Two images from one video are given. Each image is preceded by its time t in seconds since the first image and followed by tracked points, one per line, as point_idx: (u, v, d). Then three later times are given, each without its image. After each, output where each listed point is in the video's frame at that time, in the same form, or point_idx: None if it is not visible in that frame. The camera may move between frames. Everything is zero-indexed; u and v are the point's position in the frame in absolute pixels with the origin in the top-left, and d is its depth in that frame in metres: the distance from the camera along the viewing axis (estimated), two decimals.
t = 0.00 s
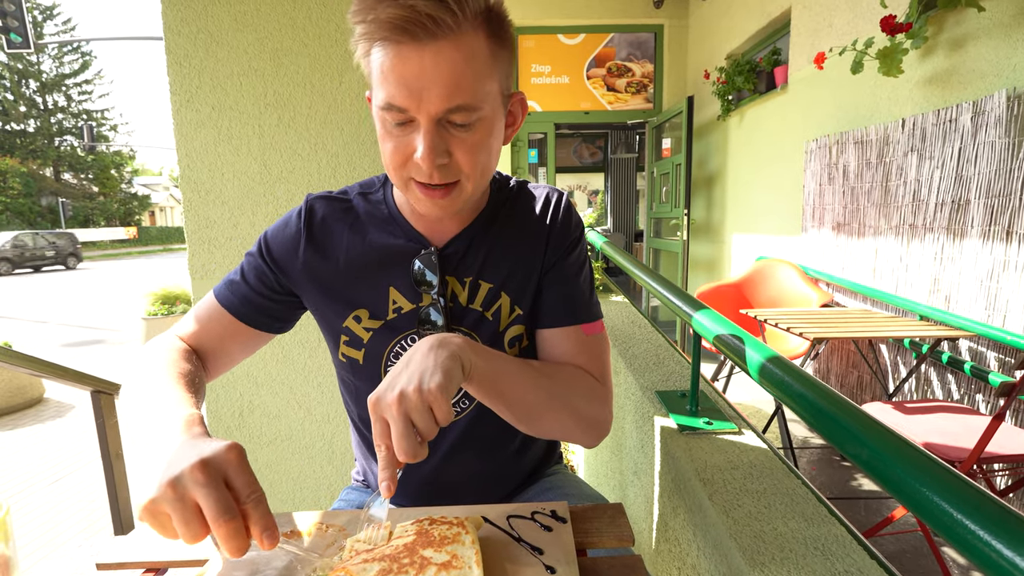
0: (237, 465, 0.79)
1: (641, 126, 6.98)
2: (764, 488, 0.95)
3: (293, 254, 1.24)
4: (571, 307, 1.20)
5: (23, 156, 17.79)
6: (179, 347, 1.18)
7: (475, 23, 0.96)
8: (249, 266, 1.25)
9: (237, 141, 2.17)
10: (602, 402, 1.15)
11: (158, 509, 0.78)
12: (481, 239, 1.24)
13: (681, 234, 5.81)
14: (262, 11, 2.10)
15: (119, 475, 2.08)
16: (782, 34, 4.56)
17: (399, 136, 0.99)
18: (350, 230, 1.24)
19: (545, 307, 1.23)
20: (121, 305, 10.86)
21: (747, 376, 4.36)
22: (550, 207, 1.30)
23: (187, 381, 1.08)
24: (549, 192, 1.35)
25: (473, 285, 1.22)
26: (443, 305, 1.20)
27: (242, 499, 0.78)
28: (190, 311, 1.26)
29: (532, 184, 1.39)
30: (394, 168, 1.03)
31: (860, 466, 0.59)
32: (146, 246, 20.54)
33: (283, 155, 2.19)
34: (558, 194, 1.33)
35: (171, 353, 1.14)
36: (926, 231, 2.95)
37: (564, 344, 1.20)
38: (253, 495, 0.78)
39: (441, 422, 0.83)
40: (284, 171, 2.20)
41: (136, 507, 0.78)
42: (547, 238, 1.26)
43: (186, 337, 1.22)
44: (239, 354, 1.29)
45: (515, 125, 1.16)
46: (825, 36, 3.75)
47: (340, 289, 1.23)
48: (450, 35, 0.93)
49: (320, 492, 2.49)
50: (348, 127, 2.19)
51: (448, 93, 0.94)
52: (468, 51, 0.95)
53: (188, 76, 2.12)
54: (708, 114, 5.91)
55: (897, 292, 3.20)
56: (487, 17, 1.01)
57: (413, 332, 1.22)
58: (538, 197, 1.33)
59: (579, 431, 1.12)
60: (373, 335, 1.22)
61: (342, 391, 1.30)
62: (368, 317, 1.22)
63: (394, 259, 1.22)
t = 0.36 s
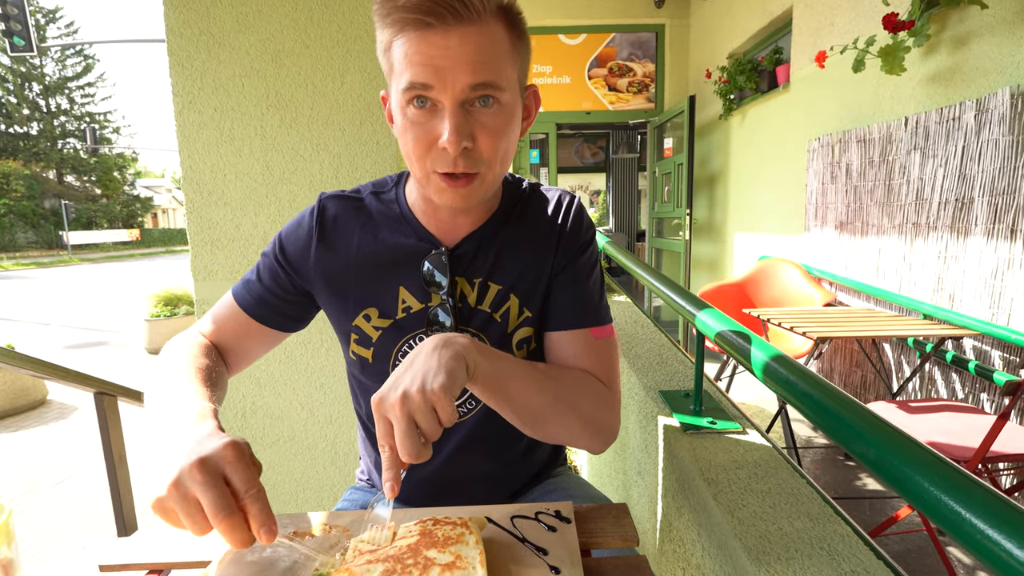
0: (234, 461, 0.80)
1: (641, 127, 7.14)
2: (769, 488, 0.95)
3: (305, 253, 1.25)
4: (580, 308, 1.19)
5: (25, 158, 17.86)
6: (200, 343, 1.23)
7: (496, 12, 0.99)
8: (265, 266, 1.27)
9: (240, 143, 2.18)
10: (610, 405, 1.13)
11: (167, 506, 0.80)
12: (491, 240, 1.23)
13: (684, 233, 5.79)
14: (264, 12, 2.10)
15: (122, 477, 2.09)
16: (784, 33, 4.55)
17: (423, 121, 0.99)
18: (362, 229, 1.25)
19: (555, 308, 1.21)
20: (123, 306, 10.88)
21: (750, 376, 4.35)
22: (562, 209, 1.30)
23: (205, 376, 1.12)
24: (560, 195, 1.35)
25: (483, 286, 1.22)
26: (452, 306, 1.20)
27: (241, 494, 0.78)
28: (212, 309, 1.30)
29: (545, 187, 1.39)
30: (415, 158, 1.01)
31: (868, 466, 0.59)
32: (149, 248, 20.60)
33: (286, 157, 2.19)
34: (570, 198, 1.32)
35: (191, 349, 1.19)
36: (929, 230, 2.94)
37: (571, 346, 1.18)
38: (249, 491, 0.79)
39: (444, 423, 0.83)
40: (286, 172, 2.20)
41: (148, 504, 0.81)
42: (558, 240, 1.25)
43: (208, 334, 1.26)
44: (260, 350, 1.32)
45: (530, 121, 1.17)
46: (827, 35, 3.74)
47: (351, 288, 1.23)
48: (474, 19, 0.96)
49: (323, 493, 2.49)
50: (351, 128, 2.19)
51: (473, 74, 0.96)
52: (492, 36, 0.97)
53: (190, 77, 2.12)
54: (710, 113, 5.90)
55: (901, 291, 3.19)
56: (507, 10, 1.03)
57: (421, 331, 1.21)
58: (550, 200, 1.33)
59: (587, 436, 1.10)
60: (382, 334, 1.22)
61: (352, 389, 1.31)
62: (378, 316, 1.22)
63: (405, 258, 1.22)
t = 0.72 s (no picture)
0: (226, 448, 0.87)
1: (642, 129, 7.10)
2: (771, 491, 0.95)
3: (320, 254, 1.26)
4: (589, 313, 1.19)
5: (29, 162, 17.96)
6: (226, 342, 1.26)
7: (508, 17, 0.99)
8: (283, 267, 1.28)
9: (243, 146, 2.18)
10: (616, 411, 1.13)
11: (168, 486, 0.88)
12: (503, 244, 1.23)
13: (684, 236, 5.80)
14: (267, 17, 2.12)
15: (124, 479, 2.09)
16: (784, 36, 4.55)
17: (437, 127, 0.99)
18: (376, 230, 1.25)
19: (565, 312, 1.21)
20: (125, 309, 10.91)
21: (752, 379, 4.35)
22: (574, 214, 1.30)
23: (230, 370, 1.16)
24: (572, 200, 1.35)
25: (493, 289, 1.22)
26: (462, 308, 1.20)
27: (227, 483, 0.84)
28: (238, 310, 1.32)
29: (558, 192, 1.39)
30: (429, 162, 1.02)
31: (871, 468, 0.59)
32: (151, 251, 20.64)
33: (288, 160, 2.20)
34: (582, 203, 1.32)
35: (218, 347, 1.22)
36: (930, 232, 2.94)
37: (579, 351, 1.18)
38: (236, 477, 0.85)
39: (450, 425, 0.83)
40: (289, 175, 2.21)
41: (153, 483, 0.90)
42: (570, 244, 1.25)
43: (234, 332, 1.29)
44: (283, 349, 1.34)
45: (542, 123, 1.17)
46: (827, 37, 3.75)
47: (364, 288, 1.24)
48: (487, 25, 0.96)
49: (325, 496, 2.49)
50: (353, 132, 2.20)
51: (485, 80, 0.96)
52: (504, 41, 0.97)
53: (195, 81, 2.14)
54: (711, 116, 5.90)
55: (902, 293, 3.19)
56: (519, 15, 1.03)
57: (432, 332, 1.22)
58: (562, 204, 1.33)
59: (593, 441, 1.10)
60: (393, 334, 1.22)
61: (363, 387, 1.32)
62: (390, 316, 1.23)
63: (418, 260, 1.22)
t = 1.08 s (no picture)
0: (244, 435, 0.91)
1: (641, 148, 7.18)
2: (768, 509, 0.96)
3: (331, 277, 1.29)
4: (594, 332, 1.21)
5: (32, 177, 18.10)
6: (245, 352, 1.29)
7: (480, 73, 0.99)
8: (296, 290, 1.31)
9: (248, 165, 2.22)
10: (629, 426, 1.14)
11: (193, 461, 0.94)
12: (509, 265, 1.25)
13: (683, 254, 5.83)
14: (275, 42, 2.16)
15: (121, 496, 2.08)
16: (779, 58, 4.63)
17: (417, 177, 1.03)
18: (384, 252, 1.28)
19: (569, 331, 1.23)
20: (125, 325, 10.92)
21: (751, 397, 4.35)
22: (577, 235, 1.32)
23: (251, 373, 1.20)
24: (575, 221, 1.37)
25: (499, 308, 1.24)
26: (468, 326, 1.21)
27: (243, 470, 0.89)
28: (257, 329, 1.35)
29: (561, 214, 1.41)
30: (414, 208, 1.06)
31: (859, 485, 0.60)
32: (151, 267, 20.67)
33: (292, 179, 2.23)
34: (585, 225, 1.34)
35: (236, 357, 1.25)
36: (925, 251, 2.97)
37: (587, 369, 1.19)
38: (251, 465, 0.89)
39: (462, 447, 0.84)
40: (293, 194, 2.24)
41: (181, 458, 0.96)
42: (574, 265, 1.27)
43: (254, 346, 1.32)
44: (302, 366, 1.36)
45: (533, 157, 1.18)
46: (821, 61, 3.82)
47: (374, 308, 1.26)
48: (455, 87, 0.97)
49: (323, 515, 2.48)
50: (356, 152, 2.23)
51: (457, 139, 0.98)
52: (475, 100, 0.98)
53: (203, 103, 2.18)
54: (708, 136, 5.98)
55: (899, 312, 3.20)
56: (495, 63, 1.03)
57: (438, 350, 1.23)
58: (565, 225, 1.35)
59: (606, 457, 1.11)
60: (401, 353, 1.24)
61: (370, 404, 1.33)
62: (397, 335, 1.25)
63: (425, 281, 1.24)
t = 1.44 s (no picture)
0: (265, 451, 0.92)
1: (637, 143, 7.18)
2: (761, 503, 0.97)
3: (328, 276, 1.30)
4: (591, 329, 1.22)
5: (24, 171, 17.95)
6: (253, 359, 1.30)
7: (464, 67, 0.99)
8: (293, 291, 1.32)
9: (243, 160, 2.21)
10: (632, 418, 1.14)
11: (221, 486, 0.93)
12: (503, 260, 1.26)
13: (679, 249, 5.85)
14: (269, 36, 2.15)
15: (117, 491, 2.08)
16: (775, 54, 4.63)
17: (406, 174, 1.03)
18: (379, 249, 1.28)
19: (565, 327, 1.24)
20: (119, 320, 10.87)
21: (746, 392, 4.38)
22: (570, 230, 1.32)
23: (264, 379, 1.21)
24: (569, 216, 1.37)
25: (494, 304, 1.24)
26: (462, 322, 1.22)
27: (271, 483, 0.90)
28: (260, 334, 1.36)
29: (555, 209, 1.41)
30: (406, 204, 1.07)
31: (854, 480, 0.61)
32: (145, 261, 20.58)
33: (288, 174, 2.23)
34: (579, 220, 1.35)
35: (247, 364, 1.26)
36: (919, 247, 2.99)
37: (585, 365, 1.21)
38: (278, 478, 0.90)
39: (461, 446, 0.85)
40: (289, 189, 2.24)
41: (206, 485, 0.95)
42: (568, 260, 1.27)
43: (260, 352, 1.32)
44: (308, 367, 1.36)
45: (523, 150, 1.18)
46: (816, 57, 3.83)
47: (369, 305, 1.27)
48: (440, 83, 0.97)
49: (320, 508, 2.49)
50: (352, 147, 2.23)
51: (444, 134, 0.98)
52: (459, 95, 0.98)
53: (197, 97, 2.17)
54: (704, 131, 5.98)
55: (893, 307, 3.22)
56: (479, 57, 1.03)
57: (433, 346, 1.23)
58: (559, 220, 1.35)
59: (610, 450, 1.12)
60: (396, 349, 1.24)
61: (366, 401, 1.34)
62: (392, 332, 1.25)
63: (419, 277, 1.25)
